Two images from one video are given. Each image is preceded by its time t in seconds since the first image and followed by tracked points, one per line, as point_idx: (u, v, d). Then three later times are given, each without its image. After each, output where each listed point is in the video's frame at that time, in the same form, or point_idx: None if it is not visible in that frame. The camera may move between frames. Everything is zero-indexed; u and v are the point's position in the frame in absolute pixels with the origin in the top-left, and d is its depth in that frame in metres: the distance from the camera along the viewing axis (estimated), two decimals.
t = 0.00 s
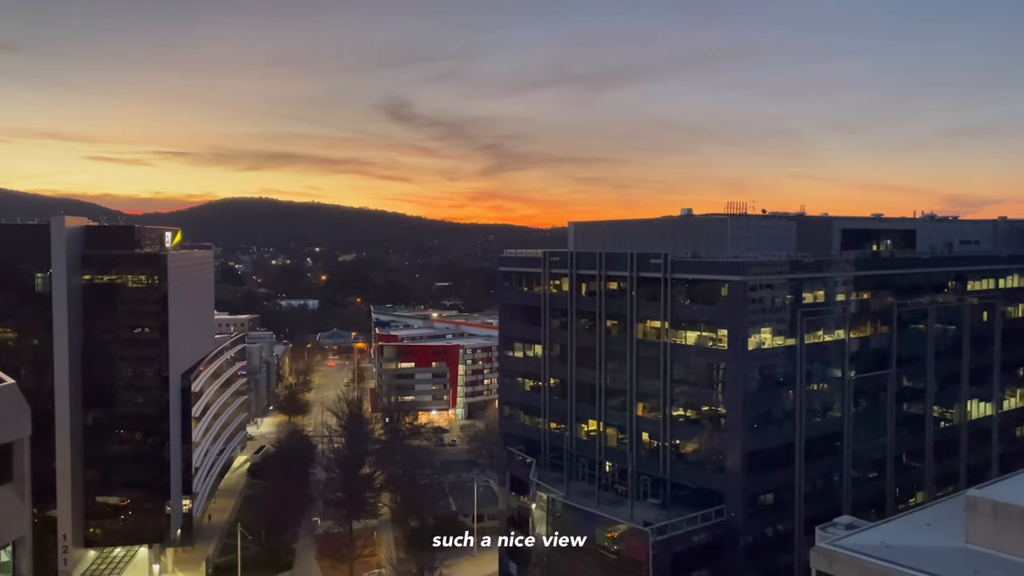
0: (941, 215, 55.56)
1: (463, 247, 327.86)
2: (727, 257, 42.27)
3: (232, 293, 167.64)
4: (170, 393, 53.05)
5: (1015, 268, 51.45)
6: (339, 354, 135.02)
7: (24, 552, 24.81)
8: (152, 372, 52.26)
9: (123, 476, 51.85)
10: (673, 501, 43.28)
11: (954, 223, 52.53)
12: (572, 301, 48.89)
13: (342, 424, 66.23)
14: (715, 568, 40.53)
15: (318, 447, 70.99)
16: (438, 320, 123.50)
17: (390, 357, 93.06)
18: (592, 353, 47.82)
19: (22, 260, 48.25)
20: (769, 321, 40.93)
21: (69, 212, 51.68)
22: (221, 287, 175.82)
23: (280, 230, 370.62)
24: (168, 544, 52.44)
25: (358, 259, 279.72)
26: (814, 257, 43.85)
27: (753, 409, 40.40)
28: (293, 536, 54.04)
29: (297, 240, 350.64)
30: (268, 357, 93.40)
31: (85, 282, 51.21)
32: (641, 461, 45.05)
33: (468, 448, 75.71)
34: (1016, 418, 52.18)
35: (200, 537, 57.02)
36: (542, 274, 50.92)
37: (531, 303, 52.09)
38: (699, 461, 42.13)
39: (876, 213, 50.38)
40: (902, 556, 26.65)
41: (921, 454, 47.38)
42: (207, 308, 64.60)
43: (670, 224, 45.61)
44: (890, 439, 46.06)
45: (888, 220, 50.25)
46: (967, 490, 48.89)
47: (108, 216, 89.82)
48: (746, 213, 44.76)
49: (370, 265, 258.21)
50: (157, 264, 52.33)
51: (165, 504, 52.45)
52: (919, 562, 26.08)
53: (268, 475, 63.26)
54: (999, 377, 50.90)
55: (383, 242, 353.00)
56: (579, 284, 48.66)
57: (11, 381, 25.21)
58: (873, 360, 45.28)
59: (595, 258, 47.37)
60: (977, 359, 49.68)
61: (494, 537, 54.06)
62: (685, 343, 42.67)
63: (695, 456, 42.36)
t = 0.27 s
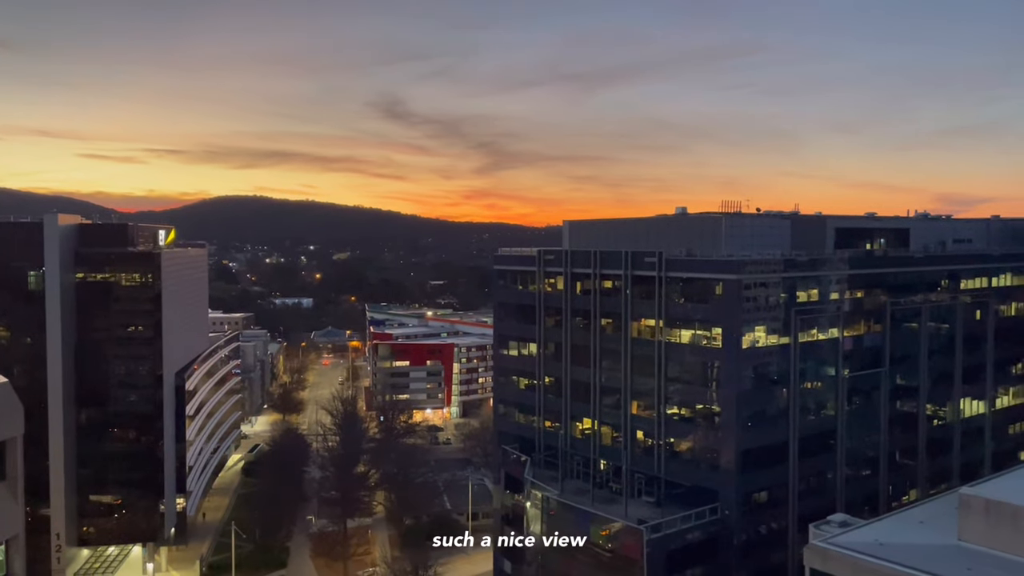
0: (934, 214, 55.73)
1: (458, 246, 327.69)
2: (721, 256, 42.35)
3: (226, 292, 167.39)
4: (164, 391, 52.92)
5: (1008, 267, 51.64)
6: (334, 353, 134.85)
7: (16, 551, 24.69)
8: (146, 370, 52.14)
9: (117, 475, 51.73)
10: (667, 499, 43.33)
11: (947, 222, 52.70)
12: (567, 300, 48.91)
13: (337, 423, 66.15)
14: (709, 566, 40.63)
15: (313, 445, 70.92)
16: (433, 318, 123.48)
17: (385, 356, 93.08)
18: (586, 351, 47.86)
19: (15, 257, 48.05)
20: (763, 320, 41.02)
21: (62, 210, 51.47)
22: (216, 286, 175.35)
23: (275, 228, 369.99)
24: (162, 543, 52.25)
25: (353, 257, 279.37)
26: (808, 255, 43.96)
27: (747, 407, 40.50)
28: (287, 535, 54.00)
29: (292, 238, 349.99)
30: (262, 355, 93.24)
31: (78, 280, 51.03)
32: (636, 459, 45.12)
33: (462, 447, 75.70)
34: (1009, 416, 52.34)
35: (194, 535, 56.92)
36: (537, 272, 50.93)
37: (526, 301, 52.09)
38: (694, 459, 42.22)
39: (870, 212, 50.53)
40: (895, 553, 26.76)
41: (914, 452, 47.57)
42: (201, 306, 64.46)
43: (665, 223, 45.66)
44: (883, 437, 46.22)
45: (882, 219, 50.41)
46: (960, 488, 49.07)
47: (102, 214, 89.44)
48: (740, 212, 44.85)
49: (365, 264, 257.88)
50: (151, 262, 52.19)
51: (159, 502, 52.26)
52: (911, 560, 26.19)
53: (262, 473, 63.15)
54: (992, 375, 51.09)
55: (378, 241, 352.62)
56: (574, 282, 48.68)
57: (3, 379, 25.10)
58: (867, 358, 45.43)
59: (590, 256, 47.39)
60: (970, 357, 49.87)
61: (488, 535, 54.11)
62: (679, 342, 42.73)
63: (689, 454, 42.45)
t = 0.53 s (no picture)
0: (927, 213, 55.90)
1: (452, 245, 327.44)
2: (715, 254, 42.43)
3: (220, 290, 167.00)
4: (157, 390, 52.75)
5: (1000, 266, 51.81)
6: (328, 351, 134.68)
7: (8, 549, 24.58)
8: (139, 369, 51.99)
9: (110, 473, 51.60)
10: (661, 497, 43.40)
11: (940, 221, 52.89)
12: (561, 299, 48.92)
13: (331, 422, 66.04)
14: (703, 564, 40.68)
15: (307, 444, 70.83)
16: (427, 316, 123.38)
17: (379, 354, 92.96)
18: (581, 350, 47.88)
19: (7, 256, 47.88)
20: (757, 319, 41.11)
21: (55, 208, 51.25)
22: (209, 284, 174.87)
23: (269, 227, 369.28)
24: (156, 543, 52.04)
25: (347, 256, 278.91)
26: (801, 254, 44.08)
27: (741, 406, 40.60)
28: (281, 534, 53.90)
29: (286, 237, 349.30)
30: (255, 354, 93.02)
31: (71, 279, 50.82)
32: (630, 457, 45.18)
33: (457, 446, 75.68)
34: (1002, 414, 52.53)
35: (188, 534, 56.75)
36: (532, 271, 50.93)
37: (520, 300, 52.09)
38: (688, 458, 42.29)
39: (863, 211, 50.66)
40: (888, 551, 26.85)
41: (907, 450, 47.74)
42: (194, 305, 64.27)
43: (659, 222, 45.71)
44: (876, 436, 46.37)
45: (875, 218, 50.53)
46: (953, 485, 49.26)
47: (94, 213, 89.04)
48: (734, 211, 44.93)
49: (359, 262, 257.55)
50: (144, 261, 51.99)
51: (153, 501, 52.08)
52: (904, 557, 26.27)
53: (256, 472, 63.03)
54: (984, 374, 51.28)
55: (373, 240, 352.16)
56: (568, 281, 48.69)
57: None
58: (860, 356, 45.57)
59: (584, 255, 47.42)
60: (963, 355, 50.05)
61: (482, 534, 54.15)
62: (673, 340, 42.79)
63: (683, 453, 42.53)
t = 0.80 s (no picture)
0: (920, 213, 56.07)
1: (447, 243, 327.18)
2: (709, 253, 42.50)
3: (213, 289, 166.59)
4: (150, 389, 52.60)
5: (992, 265, 51.97)
6: (321, 351, 134.45)
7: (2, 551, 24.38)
8: (132, 368, 51.83)
9: (102, 473, 51.42)
10: (655, 496, 43.45)
11: (933, 220, 53.05)
12: (555, 298, 48.93)
13: (324, 421, 65.92)
14: (696, 562, 40.75)
15: (300, 443, 70.73)
16: (421, 316, 123.14)
17: (373, 353, 92.87)
18: (575, 349, 47.90)
19: None
20: (750, 318, 41.18)
21: (47, 207, 51.01)
22: (202, 283, 174.38)
23: (263, 225, 368.40)
24: (149, 542, 51.97)
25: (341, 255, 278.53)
26: (794, 253, 44.17)
27: (734, 404, 40.68)
28: (275, 533, 53.83)
29: (279, 236, 348.53)
30: (249, 353, 92.81)
31: (63, 277, 50.61)
32: (624, 456, 45.24)
33: (451, 445, 75.65)
34: (994, 413, 52.69)
35: (181, 534, 56.63)
36: (526, 270, 50.93)
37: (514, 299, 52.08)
38: (681, 456, 42.36)
39: (856, 210, 50.77)
40: (880, 549, 26.95)
41: (900, 449, 47.89)
42: (187, 304, 64.08)
43: (653, 221, 45.78)
44: (869, 434, 46.52)
45: (868, 217, 50.64)
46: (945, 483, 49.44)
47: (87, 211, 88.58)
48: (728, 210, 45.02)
49: (353, 262, 257.16)
50: (137, 260, 51.82)
51: (146, 500, 52.03)
52: (896, 555, 26.40)
53: (249, 472, 62.88)
54: (976, 372, 51.45)
55: (367, 238, 351.72)
56: (562, 280, 48.71)
57: None
58: (853, 355, 45.71)
59: (578, 253, 47.45)
60: (955, 354, 50.23)
61: (476, 533, 54.19)
62: (667, 339, 42.86)
63: (677, 451, 42.60)
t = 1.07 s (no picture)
0: (912, 212, 56.29)
1: (441, 243, 327.02)
2: (702, 252, 42.59)
3: (206, 288, 166.18)
4: (143, 389, 52.47)
5: (984, 264, 52.19)
6: (315, 350, 134.19)
7: None
8: (124, 367, 51.67)
9: (95, 473, 51.23)
10: (649, 495, 43.51)
11: (925, 219, 53.27)
12: (549, 297, 48.96)
13: (318, 420, 65.81)
14: (690, 561, 40.86)
15: (294, 443, 70.63)
16: (415, 315, 122.99)
17: (367, 353, 92.81)
18: (569, 348, 47.93)
19: None
20: (743, 317, 41.29)
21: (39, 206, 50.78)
22: (195, 283, 173.79)
23: (256, 224, 367.45)
24: (142, 542, 51.79)
25: (334, 254, 277.89)
26: (788, 252, 44.28)
27: (727, 403, 40.79)
28: (268, 533, 53.77)
29: (273, 235, 347.69)
30: (242, 353, 92.59)
31: (55, 277, 50.39)
32: (618, 455, 45.32)
33: (445, 444, 75.66)
34: (986, 411, 52.92)
35: (175, 534, 56.49)
36: (520, 269, 50.94)
37: (508, 299, 52.09)
38: (675, 456, 42.44)
39: (849, 210, 50.94)
40: (873, 547, 27.08)
41: (892, 447, 48.09)
42: (180, 303, 63.89)
43: (647, 220, 45.86)
44: (862, 433, 46.68)
45: (860, 216, 50.80)
46: (937, 482, 49.64)
47: (79, 210, 88.11)
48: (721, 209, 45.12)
49: (347, 261, 256.68)
50: (129, 259, 51.65)
51: (139, 500, 51.85)
52: (889, 553, 26.51)
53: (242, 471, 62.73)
54: (968, 371, 51.66)
55: (361, 238, 351.31)
56: (556, 279, 48.74)
57: None
58: (846, 354, 45.87)
59: (572, 253, 47.48)
60: (947, 353, 50.45)
61: (470, 532, 54.24)
62: (661, 338, 42.93)
63: (670, 450, 42.67)
